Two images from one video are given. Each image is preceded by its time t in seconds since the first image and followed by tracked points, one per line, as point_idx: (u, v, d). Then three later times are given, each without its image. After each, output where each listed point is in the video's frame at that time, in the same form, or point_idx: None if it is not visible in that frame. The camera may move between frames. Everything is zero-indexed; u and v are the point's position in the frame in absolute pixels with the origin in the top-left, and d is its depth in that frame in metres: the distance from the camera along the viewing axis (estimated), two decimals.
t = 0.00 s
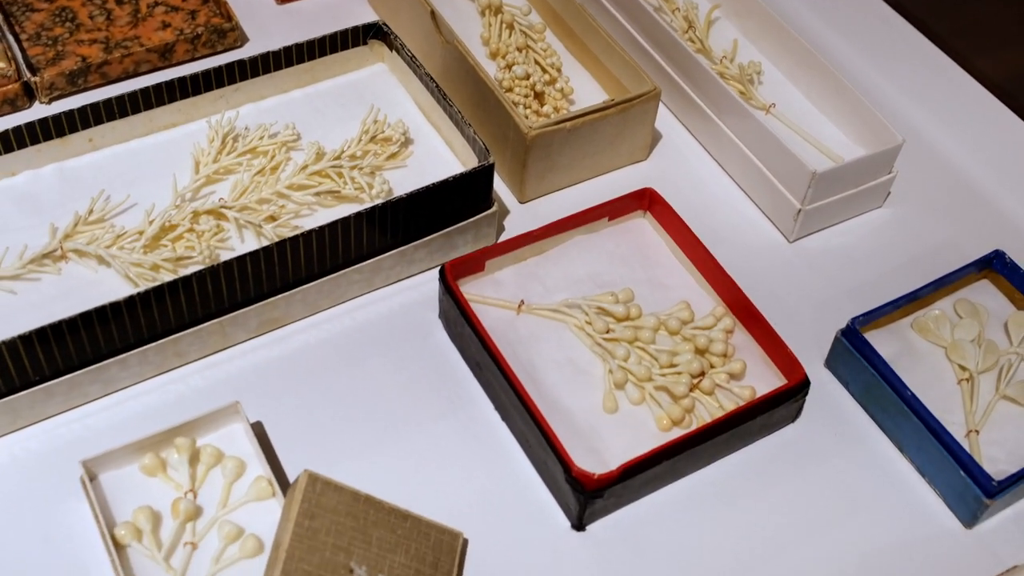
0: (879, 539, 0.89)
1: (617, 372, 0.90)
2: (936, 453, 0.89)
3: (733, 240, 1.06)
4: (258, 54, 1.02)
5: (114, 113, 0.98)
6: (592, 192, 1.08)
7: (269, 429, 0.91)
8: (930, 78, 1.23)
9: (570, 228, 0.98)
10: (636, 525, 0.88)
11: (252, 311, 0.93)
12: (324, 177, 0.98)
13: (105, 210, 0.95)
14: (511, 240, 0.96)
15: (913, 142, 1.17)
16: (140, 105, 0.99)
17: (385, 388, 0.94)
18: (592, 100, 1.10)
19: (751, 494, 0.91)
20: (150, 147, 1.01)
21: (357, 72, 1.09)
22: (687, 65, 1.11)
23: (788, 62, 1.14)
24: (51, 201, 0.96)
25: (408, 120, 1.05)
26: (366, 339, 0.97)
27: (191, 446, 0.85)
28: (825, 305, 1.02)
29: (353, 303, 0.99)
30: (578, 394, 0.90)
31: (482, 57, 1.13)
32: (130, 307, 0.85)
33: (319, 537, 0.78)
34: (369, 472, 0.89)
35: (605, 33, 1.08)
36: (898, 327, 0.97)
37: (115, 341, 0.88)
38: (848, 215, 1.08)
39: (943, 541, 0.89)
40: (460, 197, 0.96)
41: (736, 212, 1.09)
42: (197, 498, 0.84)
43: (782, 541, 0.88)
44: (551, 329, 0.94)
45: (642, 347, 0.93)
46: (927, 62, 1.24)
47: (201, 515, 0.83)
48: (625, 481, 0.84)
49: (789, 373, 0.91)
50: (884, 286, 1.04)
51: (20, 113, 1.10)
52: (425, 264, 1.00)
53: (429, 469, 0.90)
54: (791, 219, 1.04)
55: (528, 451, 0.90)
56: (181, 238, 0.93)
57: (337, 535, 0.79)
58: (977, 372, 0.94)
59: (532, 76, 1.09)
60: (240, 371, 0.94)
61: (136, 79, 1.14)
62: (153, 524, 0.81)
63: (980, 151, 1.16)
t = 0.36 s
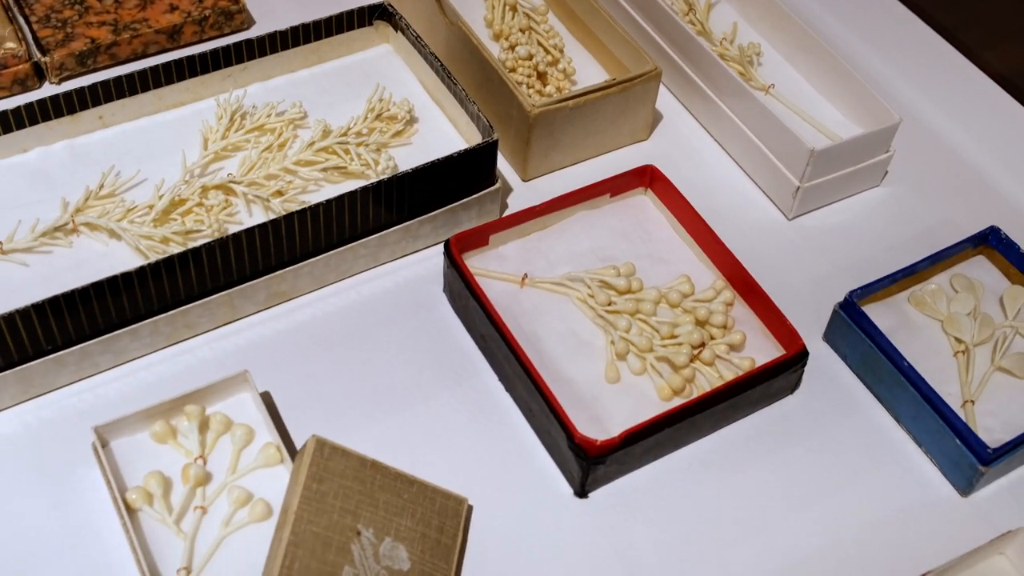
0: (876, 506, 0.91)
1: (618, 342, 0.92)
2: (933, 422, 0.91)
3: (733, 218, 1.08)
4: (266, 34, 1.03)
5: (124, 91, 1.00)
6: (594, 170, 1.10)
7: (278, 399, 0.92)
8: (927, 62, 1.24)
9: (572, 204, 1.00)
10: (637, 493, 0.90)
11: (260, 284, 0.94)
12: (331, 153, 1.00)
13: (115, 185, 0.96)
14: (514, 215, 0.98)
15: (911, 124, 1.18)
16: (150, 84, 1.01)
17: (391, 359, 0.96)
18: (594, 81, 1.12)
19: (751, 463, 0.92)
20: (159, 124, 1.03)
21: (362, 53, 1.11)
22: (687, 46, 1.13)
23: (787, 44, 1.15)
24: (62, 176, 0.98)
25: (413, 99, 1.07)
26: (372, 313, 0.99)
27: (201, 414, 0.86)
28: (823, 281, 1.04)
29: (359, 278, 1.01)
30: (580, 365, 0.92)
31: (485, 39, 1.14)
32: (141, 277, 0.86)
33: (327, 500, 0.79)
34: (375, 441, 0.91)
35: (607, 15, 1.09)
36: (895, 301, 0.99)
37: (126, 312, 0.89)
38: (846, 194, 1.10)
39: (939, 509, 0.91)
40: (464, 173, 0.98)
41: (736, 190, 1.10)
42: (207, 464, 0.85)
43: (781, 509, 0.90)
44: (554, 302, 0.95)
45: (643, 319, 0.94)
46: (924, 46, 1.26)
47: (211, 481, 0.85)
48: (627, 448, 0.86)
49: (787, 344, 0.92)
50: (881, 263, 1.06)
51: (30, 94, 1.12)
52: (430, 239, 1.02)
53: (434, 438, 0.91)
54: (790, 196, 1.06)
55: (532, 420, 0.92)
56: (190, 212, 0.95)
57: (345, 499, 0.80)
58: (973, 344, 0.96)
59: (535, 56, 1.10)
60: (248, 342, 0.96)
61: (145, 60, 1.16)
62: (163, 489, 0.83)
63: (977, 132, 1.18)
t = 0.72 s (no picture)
0: (870, 475, 0.93)
1: (618, 314, 0.94)
2: (926, 393, 0.93)
3: (731, 196, 1.10)
4: (272, 15, 1.05)
5: (134, 70, 1.02)
6: (594, 150, 1.12)
7: (285, 370, 0.95)
8: (922, 45, 1.26)
9: (573, 181, 1.02)
10: (636, 461, 0.92)
11: (267, 258, 0.96)
12: (336, 131, 1.02)
13: (125, 162, 0.99)
14: (516, 191, 1.00)
15: (906, 106, 1.20)
16: (159, 64, 1.03)
17: (396, 332, 0.98)
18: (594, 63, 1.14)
19: (747, 432, 0.94)
20: (168, 103, 1.05)
21: (367, 35, 1.13)
22: (686, 29, 1.15)
23: (784, 27, 1.17)
24: (73, 153, 1.00)
25: (416, 79, 1.09)
26: (377, 287, 1.01)
27: (210, 382, 0.88)
28: (819, 257, 1.06)
29: (364, 253, 1.03)
30: (581, 336, 0.94)
31: (487, 22, 1.17)
32: (152, 249, 0.88)
33: (334, 464, 0.81)
34: (380, 410, 0.93)
35: None
36: (889, 276, 1.01)
37: (136, 284, 0.91)
38: (842, 173, 1.12)
39: (931, 478, 0.93)
40: (467, 150, 1.00)
41: (734, 169, 1.12)
42: (216, 430, 0.87)
43: (777, 477, 0.92)
44: (555, 276, 0.97)
45: (643, 292, 0.96)
46: (919, 30, 1.28)
47: (220, 447, 0.87)
48: (626, 416, 0.88)
49: (783, 316, 0.94)
50: (876, 240, 1.08)
51: (40, 75, 1.13)
52: (434, 216, 1.04)
53: (438, 407, 0.93)
54: (787, 175, 1.08)
55: (533, 390, 0.94)
56: (199, 187, 0.97)
57: (352, 463, 0.82)
58: (965, 317, 0.98)
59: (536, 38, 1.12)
60: (256, 315, 0.98)
61: (153, 43, 1.18)
62: (174, 454, 0.85)
63: (971, 113, 1.20)
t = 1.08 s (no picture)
0: (864, 446, 0.94)
1: (616, 288, 0.95)
2: (919, 365, 0.94)
3: (728, 176, 1.12)
4: None
5: (138, 49, 1.03)
6: (592, 130, 1.13)
7: (288, 343, 0.96)
8: (917, 30, 1.28)
9: (572, 159, 1.03)
10: (633, 432, 0.94)
11: (270, 233, 0.98)
12: (338, 110, 1.03)
13: (130, 139, 1.00)
14: (515, 169, 1.01)
15: (901, 88, 1.22)
16: (163, 44, 1.04)
17: (397, 307, 0.99)
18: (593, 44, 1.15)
19: (743, 405, 0.96)
20: (172, 83, 1.06)
21: (368, 17, 1.14)
22: (683, 11, 1.16)
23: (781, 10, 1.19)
24: (79, 131, 1.01)
25: (417, 60, 1.10)
26: (378, 263, 1.02)
27: (214, 353, 0.90)
28: (815, 235, 1.08)
29: (366, 230, 1.04)
30: (579, 310, 0.95)
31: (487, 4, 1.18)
32: (157, 222, 0.90)
33: (336, 431, 0.82)
34: (382, 382, 0.94)
35: None
36: (883, 252, 1.02)
37: (141, 257, 0.93)
38: (837, 153, 1.13)
39: (924, 449, 0.94)
40: (468, 128, 1.01)
41: (730, 150, 1.14)
42: (220, 400, 0.89)
43: (772, 448, 0.94)
44: (554, 251, 0.99)
45: (640, 267, 0.98)
46: (915, 15, 1.29)
47: (224, 416, 0.88)
48: (624, 386, 0.89)
49: (779, 291, 0.96)
50: (871, 219, 1.10)
51: (45, 56, 1.15)
52: (434, 194, 1.06)
53: (439, 380, 0.95)
54: (783, 154, 1.10)
55: (532, 363, 0.95)
56: (203, 163, 0.98)
57: (354, 431, 0.83)
58: (958, 293, 0.99)
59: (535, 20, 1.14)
60: (259, 290, 0.99)
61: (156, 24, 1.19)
62: (178, 423, 0.86)
63: (965, 96, 1.22)
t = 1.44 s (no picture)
0: (858, 417, 0.96)
1: (614, 262, 0.96)
2: (913, 338, 0.96)
3: (725, 154, 1.13)
4: None
5: (142, 28, 1.04)
6: (591, 109, 1.15)
7: (290, 316, 0.97)
8: (913, 13, 1.29)
9: (570, 136, 1.04)
10: (631, 403, 0.95)
11: (272, 207, 0.99)
12: (340, 87, 1.05)
13: (134, 115, 1.01)
14: (514, 145, 1.02)
15: (896, 69, 1.23)
16: (167, 22, 1.05)
17: (397, 281, 1.00)
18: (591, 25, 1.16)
19: (739, 377, 0.97)
20: (175, 61, 1.07)
21: None
22: None
23: None
24: (83, 108, 1.03)
25: (417, 39, 1.11)
26: (379, 238, 1.03)
27: (217, 323, 0.91)
28: (810, 213, 1.09)
29: (367, 206, 1.05)
30: (577, 283, 0.96)
31: None
32: (161, 195, 0.91)
33: (337, 398, 0.84)
34: (382, 353, 0.95)
35: None
36: (878, 228, 1.03)
37: (145, 230, 0.94)
38: (833, 132, 1.15)
39: (918, 420, 0.96)
40: (467, 105, 1.03)
41: (727, 129, 1.15)
42: (223, 369, 0.90)
43: (768, 419, 0.95)
44: (552, 226, 1.00)
45: (638, 242, 0.99)
46: None
47: (227, 386, 0.90)
48: (621, 356, 0.90)
49: (774, 264, 0.97)
50: (866, 197, 1.11)
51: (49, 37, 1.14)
52: (434, 171, 1.07)
53: (439, 352, 0.96)
54: (779, 133, 1.11)
55: (531, 335, 0.96)
56: (206, 139, 0.99)
57: (355, 398, 0.85)
58: (952, 268, 1.00)
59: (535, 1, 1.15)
60: (261, 264, 1.00)
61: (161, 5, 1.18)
62: (182, 391, 0.87)
63: (960, 77, 1.23)
